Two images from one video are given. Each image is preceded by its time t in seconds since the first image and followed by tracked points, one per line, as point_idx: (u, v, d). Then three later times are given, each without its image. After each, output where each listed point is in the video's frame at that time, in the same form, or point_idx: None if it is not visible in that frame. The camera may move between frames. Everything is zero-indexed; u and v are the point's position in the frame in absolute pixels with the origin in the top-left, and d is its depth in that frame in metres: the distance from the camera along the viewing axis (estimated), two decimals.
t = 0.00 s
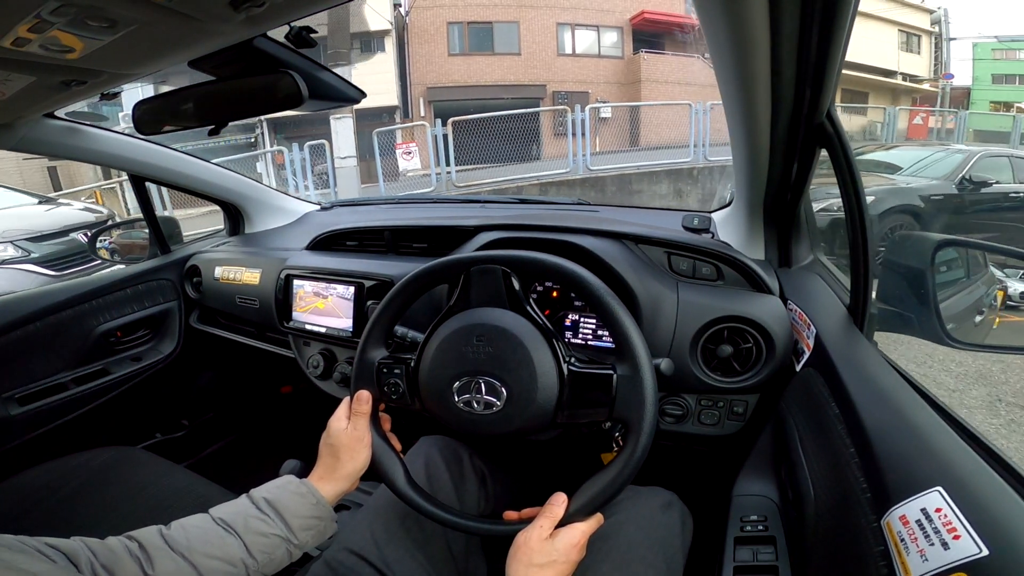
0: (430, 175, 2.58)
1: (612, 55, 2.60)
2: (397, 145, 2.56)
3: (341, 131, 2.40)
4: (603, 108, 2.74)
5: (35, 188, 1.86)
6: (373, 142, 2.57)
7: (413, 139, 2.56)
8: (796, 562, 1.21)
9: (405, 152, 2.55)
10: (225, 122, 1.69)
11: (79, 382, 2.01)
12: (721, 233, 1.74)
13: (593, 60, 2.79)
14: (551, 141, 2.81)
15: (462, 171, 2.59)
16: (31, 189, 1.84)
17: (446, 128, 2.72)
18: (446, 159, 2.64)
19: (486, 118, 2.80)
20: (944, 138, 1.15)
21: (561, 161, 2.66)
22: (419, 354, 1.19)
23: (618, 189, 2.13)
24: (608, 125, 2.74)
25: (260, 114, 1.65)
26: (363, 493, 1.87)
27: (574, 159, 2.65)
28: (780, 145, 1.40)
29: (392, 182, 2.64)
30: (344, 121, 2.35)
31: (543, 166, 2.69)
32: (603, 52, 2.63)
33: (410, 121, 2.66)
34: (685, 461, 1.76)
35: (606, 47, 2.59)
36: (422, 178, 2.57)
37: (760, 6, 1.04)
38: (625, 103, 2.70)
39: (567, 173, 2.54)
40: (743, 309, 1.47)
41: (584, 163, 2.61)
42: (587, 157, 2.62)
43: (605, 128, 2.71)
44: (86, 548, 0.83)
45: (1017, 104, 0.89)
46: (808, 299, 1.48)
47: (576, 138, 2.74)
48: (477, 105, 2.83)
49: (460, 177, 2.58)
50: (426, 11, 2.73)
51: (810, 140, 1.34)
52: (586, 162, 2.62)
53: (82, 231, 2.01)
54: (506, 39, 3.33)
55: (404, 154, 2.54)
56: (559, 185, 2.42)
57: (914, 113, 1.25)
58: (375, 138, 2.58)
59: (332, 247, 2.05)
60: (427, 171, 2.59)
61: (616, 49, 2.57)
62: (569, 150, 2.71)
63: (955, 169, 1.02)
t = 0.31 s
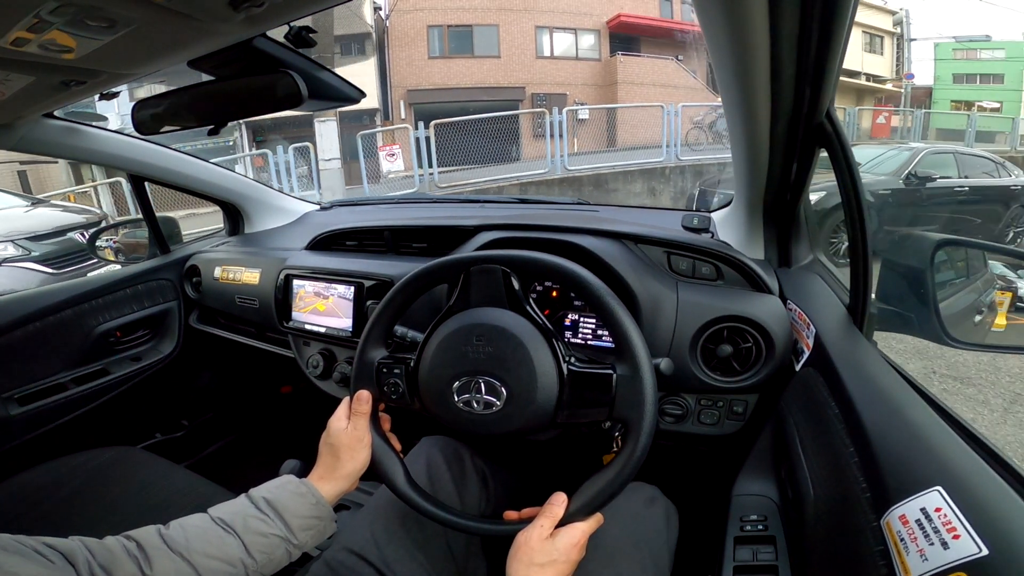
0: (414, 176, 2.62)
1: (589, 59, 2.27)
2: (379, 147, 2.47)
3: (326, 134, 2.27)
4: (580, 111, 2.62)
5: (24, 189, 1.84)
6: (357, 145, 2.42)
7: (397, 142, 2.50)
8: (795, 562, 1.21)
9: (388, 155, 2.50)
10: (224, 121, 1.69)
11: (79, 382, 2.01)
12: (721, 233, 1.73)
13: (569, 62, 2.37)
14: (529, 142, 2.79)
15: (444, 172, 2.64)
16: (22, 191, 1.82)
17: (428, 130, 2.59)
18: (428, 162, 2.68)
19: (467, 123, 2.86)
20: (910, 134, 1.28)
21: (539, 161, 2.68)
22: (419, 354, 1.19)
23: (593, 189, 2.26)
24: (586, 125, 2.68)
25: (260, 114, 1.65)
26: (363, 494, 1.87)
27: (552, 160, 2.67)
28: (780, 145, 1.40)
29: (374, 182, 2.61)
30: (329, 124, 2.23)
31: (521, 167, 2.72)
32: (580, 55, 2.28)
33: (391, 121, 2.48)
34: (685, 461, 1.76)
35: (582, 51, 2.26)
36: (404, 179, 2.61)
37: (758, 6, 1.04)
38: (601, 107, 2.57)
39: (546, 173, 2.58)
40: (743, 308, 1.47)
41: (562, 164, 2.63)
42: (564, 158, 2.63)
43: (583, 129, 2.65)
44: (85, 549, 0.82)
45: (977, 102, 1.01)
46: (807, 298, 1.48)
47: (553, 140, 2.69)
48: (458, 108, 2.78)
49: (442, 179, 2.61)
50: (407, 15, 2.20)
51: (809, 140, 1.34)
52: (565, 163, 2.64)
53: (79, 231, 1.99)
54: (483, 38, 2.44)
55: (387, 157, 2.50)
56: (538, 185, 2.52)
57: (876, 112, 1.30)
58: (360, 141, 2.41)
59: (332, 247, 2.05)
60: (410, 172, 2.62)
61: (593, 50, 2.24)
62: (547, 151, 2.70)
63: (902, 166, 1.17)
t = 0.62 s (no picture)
0: (397, 177, 2.57)
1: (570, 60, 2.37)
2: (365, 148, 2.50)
3: (311, 136, 2.29)
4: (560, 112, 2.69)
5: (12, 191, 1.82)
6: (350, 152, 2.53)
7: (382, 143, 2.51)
8: (795, 561, 1.21)
9: (374, 156, 2.49)
10: (223, 122, 1.70)
11: (78, 382, 2.00)
12: (720, 233, 1.74)
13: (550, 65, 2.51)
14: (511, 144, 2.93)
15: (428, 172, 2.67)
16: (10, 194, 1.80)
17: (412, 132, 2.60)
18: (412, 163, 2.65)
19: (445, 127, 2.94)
20: (875, 135, 1.29)
21: (521, 162, 2.79)
22: (418, 355, 1.19)
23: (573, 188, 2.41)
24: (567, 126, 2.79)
25: (259, 115, 1.66)
26: (364, 495, 1.88)
27: (533, 160, 2.81)
28: (778, 145, 1.40)
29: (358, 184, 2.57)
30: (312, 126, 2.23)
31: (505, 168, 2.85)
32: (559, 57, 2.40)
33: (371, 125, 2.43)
34: (684, 461, 1.76)
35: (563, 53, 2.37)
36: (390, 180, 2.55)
37: (756, 6, 1.04)
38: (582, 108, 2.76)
39: (528, 173, 2.69)
40: (742, 308, 1.47)
41: (542, 164, 2.80)
42: (543, 159, 2.81)
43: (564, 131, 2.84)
44: (83, 549, 0.82)
45: (943, 101, 1.07)
46: (805, 298, 1.48)
47: (535, 141, 2.85)
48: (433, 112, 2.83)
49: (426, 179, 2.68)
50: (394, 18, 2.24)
51: (807, 140, 1.34)
52: (545, 163, 2.81)
53: (73, 230, 1.98)
54: (466, 45, 2.80)
55: (372, 158, 2.49)
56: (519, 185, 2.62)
57: (844, 112, 1.28)
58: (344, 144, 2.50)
59: (331, 248, 2.05)
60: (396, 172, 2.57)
61: (572, 52, 2.34)
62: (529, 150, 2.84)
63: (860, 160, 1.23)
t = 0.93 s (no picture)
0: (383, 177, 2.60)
1: (550, 62, 2.66)
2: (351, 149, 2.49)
3: (296, 139, 2.33)
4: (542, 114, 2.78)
5: None
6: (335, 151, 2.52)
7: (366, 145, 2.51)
8: (794, 561, 1.22)
9: (358, 157, 2.49)
10: (223, 121, 1.70)
11: (77, 382, 2.00)
12: (718, 233, 1.74)
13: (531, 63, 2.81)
14: (494, 145, 2.85)
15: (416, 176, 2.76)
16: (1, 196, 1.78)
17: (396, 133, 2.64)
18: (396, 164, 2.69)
19: (437, 124, 2.91)
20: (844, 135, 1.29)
21: (503, 163, 2.70)
22: (418, 355, 1.19)
23: (554, 188, 2.38)
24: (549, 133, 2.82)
25: (258, 115, 1.67)
26: (363, 495, 1.88)
27: (516, 161, 2.67)
28: (777, 144, 1.40)
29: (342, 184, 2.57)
30: (299, 129, 2.28)
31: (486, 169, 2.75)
32: (540, 57, 2.73)
33: (355, 126, 2.40)
34: (683, 461, 1.76)
35: (544, 54, 2.71)
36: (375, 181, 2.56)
37: (756, 7, 1.04)
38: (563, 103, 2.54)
39: (509, 173, 2.58)
40: (741, 309, 1.47)
41: (524, 164, 2.65)
42: (526, 159, 2.64)
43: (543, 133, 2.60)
44: (82, 552, 0.82)
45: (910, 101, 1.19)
46: (804, 298, 1.48)
47: (517, 141, 2.73)
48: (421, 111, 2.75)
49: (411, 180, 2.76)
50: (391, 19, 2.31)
51: (806, 140, 1.34)
52: (526, 163, 2.65)
53: (66, 231, 1.98)
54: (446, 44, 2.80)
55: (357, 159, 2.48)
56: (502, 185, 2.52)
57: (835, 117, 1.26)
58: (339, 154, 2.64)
59: (330, 248, 2.05)
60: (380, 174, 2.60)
61: (554, 55, 2.65)
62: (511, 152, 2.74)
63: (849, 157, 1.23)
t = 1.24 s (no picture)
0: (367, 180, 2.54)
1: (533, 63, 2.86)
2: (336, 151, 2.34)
3: (282, 141, 2.18)
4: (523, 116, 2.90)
5: None
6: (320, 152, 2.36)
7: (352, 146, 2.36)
8: (793, 560, 1.22)
9: (344, 159, 2.33)
10: (224, 120, 1.70)
11: (76, 383, 2.00)
12: (717, 233, 1.74)
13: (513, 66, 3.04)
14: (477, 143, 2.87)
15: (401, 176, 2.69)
16: None
17: (383, 134, 2.63)
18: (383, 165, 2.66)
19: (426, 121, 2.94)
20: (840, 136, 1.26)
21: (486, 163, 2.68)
22: (417, 355, 1.19)
23: (536, 188, 2.49)
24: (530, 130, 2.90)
25: (259, 115, 1.67)
26: (363, 495, 1.88)
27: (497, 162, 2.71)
28: (776, 144, 1.40)
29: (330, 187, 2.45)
30: (285, 132, 2.14)
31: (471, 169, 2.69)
32: (524, 59, 2.90)
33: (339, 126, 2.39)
34: (682, 462, 1.76)
35: (527, 56, 2.86)
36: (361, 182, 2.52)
37: (754, 7, 1.04)
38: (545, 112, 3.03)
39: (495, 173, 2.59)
40: (741, 309, 1.47)
41: (506, 166, 2.72)
42: (510, 160, 2.73)
43: (526, 133, 2.92)
44: (61, 549, 0.81)
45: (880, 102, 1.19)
46: (803, 298, 1.49)
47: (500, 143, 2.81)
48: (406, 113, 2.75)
49: (397, 181, 2.69)
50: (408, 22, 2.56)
51: (805, 140, 1.34)
52: (508, 165, 2.73)
53: (63, 231, 1.99)
54: (432, 49, 3.16)
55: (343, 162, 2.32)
56: (487, 185, 2.50)
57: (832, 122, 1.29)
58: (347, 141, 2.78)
59: (329, 248, 2.05)
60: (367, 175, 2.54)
61: (536, 56, 2.84)
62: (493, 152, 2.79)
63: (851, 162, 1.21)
